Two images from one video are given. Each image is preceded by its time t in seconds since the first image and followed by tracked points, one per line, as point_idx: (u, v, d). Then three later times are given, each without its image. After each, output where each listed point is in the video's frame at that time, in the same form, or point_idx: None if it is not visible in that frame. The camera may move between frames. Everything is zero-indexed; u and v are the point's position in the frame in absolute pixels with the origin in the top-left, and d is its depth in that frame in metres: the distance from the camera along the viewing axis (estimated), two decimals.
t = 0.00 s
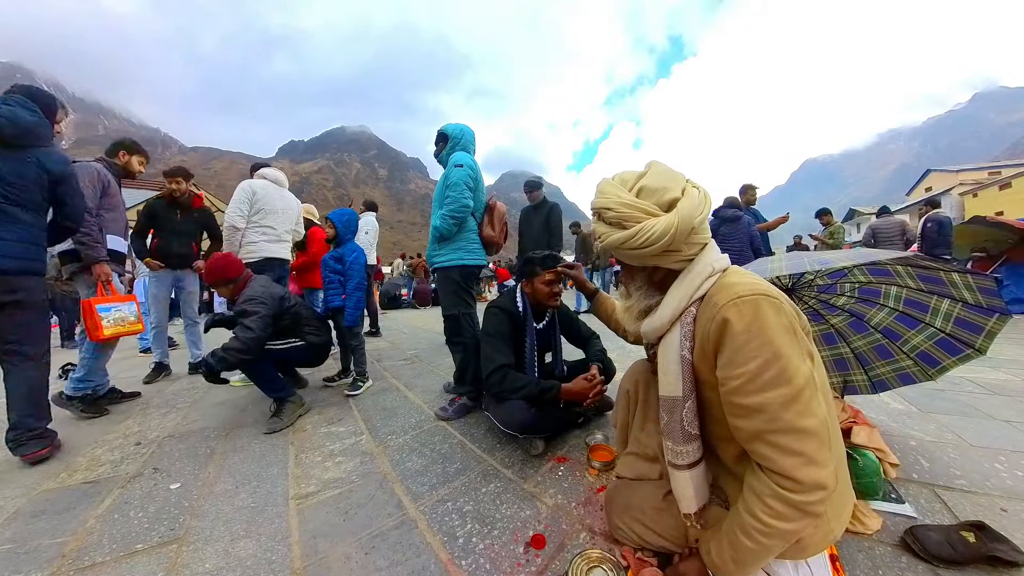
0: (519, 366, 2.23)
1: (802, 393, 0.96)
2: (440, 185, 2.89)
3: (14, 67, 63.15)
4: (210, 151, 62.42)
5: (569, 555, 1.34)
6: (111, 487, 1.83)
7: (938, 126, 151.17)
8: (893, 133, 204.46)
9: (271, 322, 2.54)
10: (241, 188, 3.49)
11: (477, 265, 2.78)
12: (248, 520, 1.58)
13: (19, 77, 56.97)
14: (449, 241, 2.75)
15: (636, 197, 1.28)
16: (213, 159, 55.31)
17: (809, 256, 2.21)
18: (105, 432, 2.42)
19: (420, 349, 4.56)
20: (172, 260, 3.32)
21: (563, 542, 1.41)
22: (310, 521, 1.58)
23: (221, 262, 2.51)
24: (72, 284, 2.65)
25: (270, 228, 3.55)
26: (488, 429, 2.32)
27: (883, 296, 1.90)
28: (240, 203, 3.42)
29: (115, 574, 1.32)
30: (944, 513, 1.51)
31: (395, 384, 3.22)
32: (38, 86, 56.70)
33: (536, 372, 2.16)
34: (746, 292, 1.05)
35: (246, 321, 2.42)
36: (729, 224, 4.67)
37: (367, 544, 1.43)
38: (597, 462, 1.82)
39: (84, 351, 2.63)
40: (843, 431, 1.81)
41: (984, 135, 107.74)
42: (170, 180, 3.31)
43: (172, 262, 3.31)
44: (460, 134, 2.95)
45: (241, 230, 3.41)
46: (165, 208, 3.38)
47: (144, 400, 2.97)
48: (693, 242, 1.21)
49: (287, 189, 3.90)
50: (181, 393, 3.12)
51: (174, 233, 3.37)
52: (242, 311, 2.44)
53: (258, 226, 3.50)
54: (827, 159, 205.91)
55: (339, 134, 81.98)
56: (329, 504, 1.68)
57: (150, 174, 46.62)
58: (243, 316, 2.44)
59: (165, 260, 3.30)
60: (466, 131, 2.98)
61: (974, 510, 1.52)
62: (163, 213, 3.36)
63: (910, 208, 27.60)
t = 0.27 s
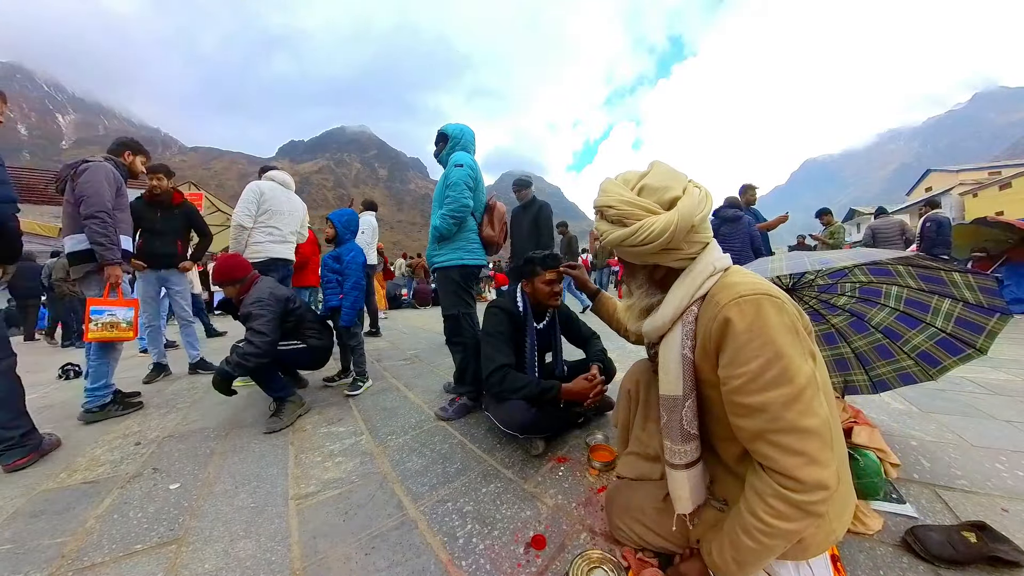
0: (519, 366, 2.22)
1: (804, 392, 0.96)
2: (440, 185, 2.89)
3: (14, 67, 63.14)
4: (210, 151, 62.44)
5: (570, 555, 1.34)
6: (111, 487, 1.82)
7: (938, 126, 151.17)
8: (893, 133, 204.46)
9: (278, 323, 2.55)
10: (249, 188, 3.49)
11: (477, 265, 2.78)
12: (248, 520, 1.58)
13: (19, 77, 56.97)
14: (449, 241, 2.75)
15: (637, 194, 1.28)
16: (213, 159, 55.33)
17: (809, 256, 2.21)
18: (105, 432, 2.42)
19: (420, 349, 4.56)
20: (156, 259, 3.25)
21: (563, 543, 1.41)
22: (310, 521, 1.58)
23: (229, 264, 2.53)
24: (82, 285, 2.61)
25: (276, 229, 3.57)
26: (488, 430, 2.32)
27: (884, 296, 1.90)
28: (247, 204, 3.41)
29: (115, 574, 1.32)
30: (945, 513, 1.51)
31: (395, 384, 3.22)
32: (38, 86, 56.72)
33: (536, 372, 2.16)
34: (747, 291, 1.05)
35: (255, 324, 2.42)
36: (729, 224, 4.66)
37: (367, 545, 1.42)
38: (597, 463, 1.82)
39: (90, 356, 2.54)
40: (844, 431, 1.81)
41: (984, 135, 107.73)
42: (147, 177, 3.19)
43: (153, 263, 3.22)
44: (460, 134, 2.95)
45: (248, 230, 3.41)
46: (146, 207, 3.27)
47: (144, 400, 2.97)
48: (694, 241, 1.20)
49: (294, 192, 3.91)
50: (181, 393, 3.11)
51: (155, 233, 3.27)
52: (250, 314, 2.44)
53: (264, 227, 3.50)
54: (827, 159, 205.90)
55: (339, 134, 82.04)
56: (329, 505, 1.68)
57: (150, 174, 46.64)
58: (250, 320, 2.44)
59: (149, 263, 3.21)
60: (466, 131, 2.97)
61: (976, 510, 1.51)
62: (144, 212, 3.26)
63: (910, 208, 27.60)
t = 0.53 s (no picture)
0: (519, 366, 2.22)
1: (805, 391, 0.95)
2: (441, 185, 2.89)
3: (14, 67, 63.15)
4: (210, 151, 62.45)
5: (571, 556, 1.34)
6: (111, 487, 1.82)
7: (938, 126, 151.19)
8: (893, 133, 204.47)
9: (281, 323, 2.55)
10: (256, 189, 3.51)
11: (478, 265, 2.78)
12: (247, 520, 1.58)
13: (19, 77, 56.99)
14: (450, 241, 2.75)
15: (640, 191, 1.29)
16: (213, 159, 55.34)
17: (810, 256, 2.20)
18: (105, 432, 2.42)
19: (420, 349, 4.56)
20: (149, 259, 3.25)
21: (564, 543, 1.40)
22: (310, 521, 1.57)
23: (230, 263, 2.54)
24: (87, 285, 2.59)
25: (282, 230, 3.55)
26: (488, 430, 2.32)
27: (885, 296, 1.89)
28: (256, 204, 3.42)
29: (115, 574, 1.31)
30: (946, 513, 1.51)
31: (395, 384, 3.21)
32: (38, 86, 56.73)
33: (536, 372, 2.15)
34: (749, 290, 1.04)
35: (257, 323, 2.42)
36: (729, 224, 4.66)
37: (367, 545, 1.42)
38: (598, 463, 1.81)
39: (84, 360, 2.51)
40: (845, 431, 1.81)
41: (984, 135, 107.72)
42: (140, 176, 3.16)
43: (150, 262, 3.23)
44: (461, 134, 2.95)
45: (255, 230, 3.40)
46: (137, 207, 3.26)
47: (144, 400, 2.96)
48: (695, 238, 1.21)
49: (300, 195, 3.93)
50: (181, 393, 3.11)
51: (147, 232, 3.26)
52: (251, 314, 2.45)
53: (270, 227, 3.49)
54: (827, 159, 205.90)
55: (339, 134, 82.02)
56: (329, 505, 1.67)
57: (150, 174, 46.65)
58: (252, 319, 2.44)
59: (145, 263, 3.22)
60: (467, 131, 2.97)
61: (977, 510, 1.51)
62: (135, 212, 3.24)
63: (910, 208, 27.59)
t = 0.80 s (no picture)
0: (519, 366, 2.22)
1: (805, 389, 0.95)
2: (443, 185, 2.89)
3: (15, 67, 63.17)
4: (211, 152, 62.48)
5: (571, 556, 1.34)
6: (111, 487, 1.82)
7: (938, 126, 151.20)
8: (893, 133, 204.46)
9: (287, 319, 2.58)
10: (259, 190, 3.52)
11: (478, 265, 2.78)
12: (247, 520, 1.58)
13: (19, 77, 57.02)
14: (451, 241, 2.75)
15: (644, 189, 1.29)
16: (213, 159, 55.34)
17: (811, 256, 2.20)
18: (105, 432, 2.42)
19: (420, 349, 4.56)
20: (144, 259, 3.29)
21: (564, 543, 1.40)
22: (310, 521, 1.57)
23: (232, 263, 2.55)
24: (80, 283, 2.55)
25: (285, 231, 3.55)
26: (488, 430, 2.32)
27: (885, 296, 1.89)
28: (257, 204, 3.43)
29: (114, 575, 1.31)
30: (946, 513, 1.50)
31: (395, 384, 3.21)
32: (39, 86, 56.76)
33: (537, 372, 2.15)
34: (749, 289, 1.04)
35: (265, 320, 2.43)
36: (730, 224, 4.66)
37: (367, 546, 1.42)
38: (598, 463, 1.81)
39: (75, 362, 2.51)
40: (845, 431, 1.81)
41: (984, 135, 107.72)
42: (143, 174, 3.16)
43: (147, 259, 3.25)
44: (463, 134, 2.95)
45: (257, 230, 3.40)
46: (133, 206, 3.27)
47: (144, 400, 2.96)
48: (697, 236, 1.21)
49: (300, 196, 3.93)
50: (181, 393, 3.11)
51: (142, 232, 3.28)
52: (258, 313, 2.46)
53: (272, 228, 3.48)
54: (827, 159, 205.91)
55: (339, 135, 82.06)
56: (329, 505, 1.67)
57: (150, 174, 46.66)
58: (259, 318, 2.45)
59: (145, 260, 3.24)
60: (469, 131, 2.97)
61: (977, 510, 1.51)
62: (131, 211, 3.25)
63: (910, 208, 27.59)
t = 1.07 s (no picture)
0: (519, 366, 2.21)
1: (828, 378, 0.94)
2: (444, 185, 2.89)
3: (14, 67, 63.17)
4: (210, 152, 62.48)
5: (571, 556, 1.34)
6: (111, 487, 1.82)
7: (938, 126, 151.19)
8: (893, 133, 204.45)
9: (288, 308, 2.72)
10: (252, 191, 3.49)
11: (480, 266, 2.78)
12: (248, 520, 1.58)
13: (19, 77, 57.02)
14: (452, 241, 2.75)
15: (649, 190, 1.29)
16: (213, 159, 55.34)
17: (811, 256, 2.20)
18: (105, 432, 2.42)
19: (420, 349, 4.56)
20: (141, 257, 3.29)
21: (564, 543, 1.40)
22: (310, 521, 1.57)
23: (225, 264, 2.55)
24: (80, 283, 2.52)
25: (276, 230, 3.54)
26: (488, 430, 2.32)
27: (885, 296, 1.89)
28: (251, 204, 3.41)
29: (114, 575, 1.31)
30: (947, 513, 1.50)
31: (395, 384, 3.21)
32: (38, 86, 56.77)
33: (537, 372, 2.15)
34: (748, 285, 1.05)
35: (276, 308, 2.57)
36: (730, 224, 4.65)
37: (367, 546, 1.42)
38: (598, 463, 1.81)
39: (74, 363, 2.51)
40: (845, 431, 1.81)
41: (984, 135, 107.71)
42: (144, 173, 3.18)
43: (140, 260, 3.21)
44: (465, 134, 2.95)
45: (252, 231, 3.39)
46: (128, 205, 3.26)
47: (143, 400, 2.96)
48: (700, 237, 1.21)
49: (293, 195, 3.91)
50: (181, 393, 3.11)
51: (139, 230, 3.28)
52: (263, 305, 2.55)
53: (266, 230, 3.49)
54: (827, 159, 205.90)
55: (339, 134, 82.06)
56: (330, 505, 1.67)
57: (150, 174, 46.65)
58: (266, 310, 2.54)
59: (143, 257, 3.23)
60: (471, 132, 2.97)
61: (977, 510, 1.51)
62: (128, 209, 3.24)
63: (911, 208, 27.59)
